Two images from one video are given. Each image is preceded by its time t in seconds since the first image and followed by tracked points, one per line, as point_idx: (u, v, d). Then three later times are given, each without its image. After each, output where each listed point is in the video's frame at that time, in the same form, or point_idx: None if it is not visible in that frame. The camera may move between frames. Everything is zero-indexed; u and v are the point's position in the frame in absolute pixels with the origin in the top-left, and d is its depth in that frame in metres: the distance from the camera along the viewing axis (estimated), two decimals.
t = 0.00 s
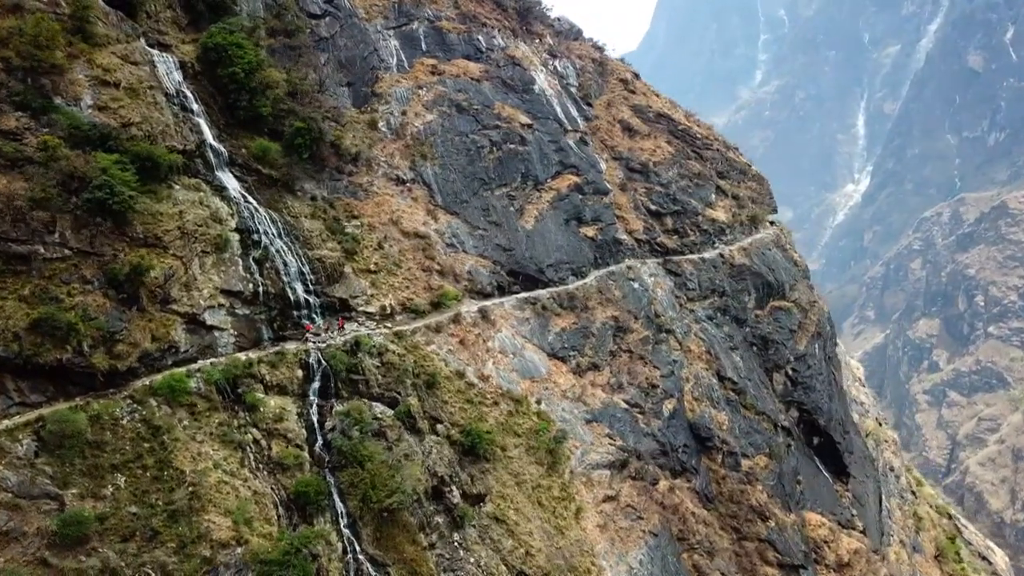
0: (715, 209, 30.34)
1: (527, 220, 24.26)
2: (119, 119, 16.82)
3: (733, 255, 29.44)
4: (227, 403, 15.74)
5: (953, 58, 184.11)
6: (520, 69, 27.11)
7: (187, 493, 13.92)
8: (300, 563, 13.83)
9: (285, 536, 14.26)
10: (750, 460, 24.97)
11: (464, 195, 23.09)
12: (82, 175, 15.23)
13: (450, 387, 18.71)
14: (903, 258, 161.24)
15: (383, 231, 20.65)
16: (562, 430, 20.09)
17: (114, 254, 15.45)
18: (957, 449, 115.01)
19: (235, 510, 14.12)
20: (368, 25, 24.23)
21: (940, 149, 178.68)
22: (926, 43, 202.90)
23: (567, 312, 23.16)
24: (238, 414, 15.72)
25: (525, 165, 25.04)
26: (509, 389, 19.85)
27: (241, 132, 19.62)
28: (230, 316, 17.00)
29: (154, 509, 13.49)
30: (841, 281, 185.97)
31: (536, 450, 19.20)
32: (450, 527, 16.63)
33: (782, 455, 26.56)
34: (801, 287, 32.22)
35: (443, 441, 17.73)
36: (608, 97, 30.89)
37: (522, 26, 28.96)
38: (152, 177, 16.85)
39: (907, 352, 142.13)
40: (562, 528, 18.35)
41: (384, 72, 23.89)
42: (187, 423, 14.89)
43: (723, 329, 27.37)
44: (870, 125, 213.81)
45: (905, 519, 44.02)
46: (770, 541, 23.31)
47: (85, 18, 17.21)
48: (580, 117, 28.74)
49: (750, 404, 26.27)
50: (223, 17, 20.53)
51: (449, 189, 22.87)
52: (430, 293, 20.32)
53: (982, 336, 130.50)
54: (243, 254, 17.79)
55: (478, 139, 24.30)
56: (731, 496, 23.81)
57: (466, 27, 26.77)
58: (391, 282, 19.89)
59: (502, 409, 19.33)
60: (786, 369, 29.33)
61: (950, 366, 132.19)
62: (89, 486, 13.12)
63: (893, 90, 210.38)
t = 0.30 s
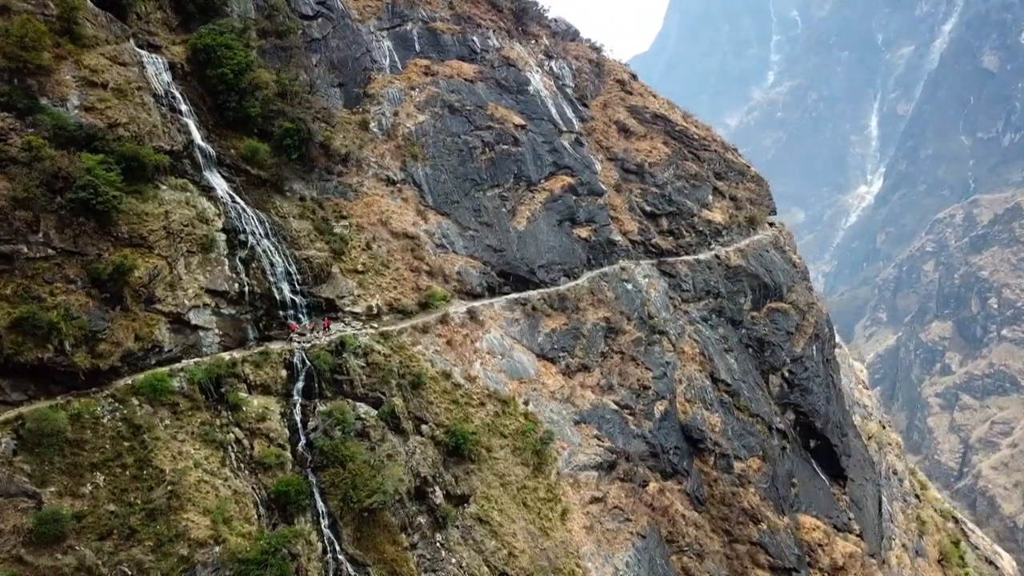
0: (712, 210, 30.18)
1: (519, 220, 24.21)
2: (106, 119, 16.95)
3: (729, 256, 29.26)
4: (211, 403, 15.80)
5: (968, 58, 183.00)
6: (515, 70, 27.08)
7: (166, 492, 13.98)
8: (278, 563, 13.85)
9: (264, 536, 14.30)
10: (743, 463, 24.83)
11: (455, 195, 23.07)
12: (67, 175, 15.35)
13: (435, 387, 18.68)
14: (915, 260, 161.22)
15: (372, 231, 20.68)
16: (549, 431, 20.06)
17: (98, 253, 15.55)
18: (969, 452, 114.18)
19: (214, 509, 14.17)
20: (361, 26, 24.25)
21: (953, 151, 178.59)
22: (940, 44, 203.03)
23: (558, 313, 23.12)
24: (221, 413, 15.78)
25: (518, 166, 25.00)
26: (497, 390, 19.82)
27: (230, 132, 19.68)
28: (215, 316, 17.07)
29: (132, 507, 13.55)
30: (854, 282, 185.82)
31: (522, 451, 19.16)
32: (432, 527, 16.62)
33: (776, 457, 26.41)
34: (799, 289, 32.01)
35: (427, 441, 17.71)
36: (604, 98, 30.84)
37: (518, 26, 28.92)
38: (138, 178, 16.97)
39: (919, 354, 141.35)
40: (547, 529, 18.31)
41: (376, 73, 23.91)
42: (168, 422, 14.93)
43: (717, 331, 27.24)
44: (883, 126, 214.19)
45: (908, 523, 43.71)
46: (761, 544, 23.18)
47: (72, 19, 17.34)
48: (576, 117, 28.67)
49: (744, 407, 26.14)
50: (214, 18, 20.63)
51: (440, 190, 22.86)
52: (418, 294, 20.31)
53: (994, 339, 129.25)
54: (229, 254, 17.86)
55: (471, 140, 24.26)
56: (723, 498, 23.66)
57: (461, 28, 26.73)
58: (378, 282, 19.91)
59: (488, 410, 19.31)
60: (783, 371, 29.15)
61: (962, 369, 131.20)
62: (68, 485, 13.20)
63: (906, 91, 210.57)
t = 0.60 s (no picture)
0: (701, 211, 30.05)
1: (505, 221, 24.16)
2: (84, 119, 16.97)
3: (718, 257, 29.12)
4: (186, 402, 15.78)
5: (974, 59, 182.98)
6: (503, 70, 27.02)
7: (137, 491, 13.98)
8: (248, 563, 13.84)
9: (235, 535, 14.31)
10: (729, 464, 24.75)
11: (439, 195, 23.03)
12: (43, 175, 15.41)
13: (414, 388, 18.65)
14: (921, 260, 160.86)
15: (354, 231, 20.66)
16: (530, 432, 20.01)
17: (73, 253, 15.59)
18: (974, 454, 113.73)
19: (186, 509, 14.16)
20: (347, 26, 24.23)
21: (959, 151, 178.02)
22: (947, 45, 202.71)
23: (542, 314, 23.07)
24: (196, 413, 15.78)
25: (505, 166, 24.95)
26: (477, 390, 19.76)
27: (211, 132, 19.68)
28: (193, 316, 17.08)
29: (102, 507, 13.57)
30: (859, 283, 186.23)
31: (502, 451, 19.13)
32: (408, 527, 16.60)
33: (763, 459, 26.34)
34: (791, 290, 31.89)
35: (404, 442, 17.70)
36: (594, 98, 30.79)
37: (507, 27, 28.88)
38: (116, 177, 17.00)
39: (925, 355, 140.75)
40: (525, 530, 18.27)
41: (362, 73, 23.88)
42: (142, 422, 14.90)
43: (705, 331, 27.16)
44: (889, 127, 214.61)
45: (903, 525, 43.58)
46: (746, 546, 23.09)
47: (52, 19, 17.37)
48: (565, 118, 28.63)
49: (731, 408, 26.05)
50: (196, 19, 20.64)
51: (424, 190, 22.84)
52: (399, 294, 20.28)
53: (999, 341, 128.53)
54: (208, 254, 17.86)
55: (456, 140, 24.19)
56: (708, 500, 23.60)
57: (449, 28, 26.66)
58: (359, 282, 19.91)
59: (468, 410, 19.25)
60: (772, 372, 29.05)
61: (967, 371, 130.66)
62: (37, 484, 13.23)
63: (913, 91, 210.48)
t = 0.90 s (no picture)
0: (686, 212, 29.98)
1: (485, 222, 24.09)
2: (54, 120, 16.88)
3: (702, 258, 29.06)
4: (154, 404, 15.70)
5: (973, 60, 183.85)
6: (485, 71, 26.97)
7: (101, 494, 13.91)
8: (212, 565, 13.80)
9: (200, 538, 14.23)
10: (709, 466, 24.71)
11: (418, 197, 22.95)
12: (11, 175, 15.29)
13: (387, 390, 18.56)
14: (921, 262, 161.42)
15: (330, 232, 20.61)
16: (505, 434, 19.91)
17: (41, 254, 15.50)
18: (973, 456, 113.84)
19: (150, 512, 14.10)
20: (326, 27, 24.12)
21: (959, 151, 178.48)
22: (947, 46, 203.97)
23: (521, 315, 22.97)
24: (164, 415, 15.69)
25: (485, 167, 24.87)
26: (452, 392, 19.65)
27: (186, 133, 19.65)
28: (164, 317, 16.99)
29: (64, 509, 13.49)
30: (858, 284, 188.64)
31: (476, 454, 19.05)
32: (377, 530, 16.47)
33: (745, 461, 26.28)
34: (776, 292, 31.82)
35: (376, 444, 17.63)
36: (579, 99, 30.76)
37: (491, 27, 28.82)
38: (86, 178, 16.95)
39: (924, 356, 141.04)
40: (497, 533, 18.21)
41: (342, 74, 23.82)
42: (108, 424, 14.84)
43: (688, 333, 27.09)
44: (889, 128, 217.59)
45: (893, 527, 43.57)
46: (726, 548, 23.04)
47: (23, 20, 17.32)
48: (548, 119, 28.57)
49: (713, 410, 26.00)
50: (172, 19, 20.59)
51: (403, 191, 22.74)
52: (374, 296, 20.20)
53: (999, 342, 128.50)
54: (180, 255, 17.80)
55: (436, 140, 24.09)
56: (688, 502, 23.52)
57: (431, 29, 26.59)
58: (334, 283, 19.83)
59: (441, 412, 19.15)
60: (756, 374, 28.97)
61: (967, 372, 130.75)
62: None
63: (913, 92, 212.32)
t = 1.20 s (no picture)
0: (670, 213, 29.92)
1: (464, 223, 23.97)
2: (23, 121, 16.81)
3: (685, 260, 28.98)
4: (122, 407, 15.60)
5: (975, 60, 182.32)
6: (467, 72, 26.89)
7: (64, 496, 13.83)
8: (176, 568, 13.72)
9: (164, 541, 14.14)
10: (690, 468, 24.62)
11: (396, 198, 22.83)
12: None
13: (360, 392, 18.50)
14: (921, 263, 161.83)
15: (305, 234, 20.54)
16: (480, 436, 19.83)
17: (7, 255, 15.35)
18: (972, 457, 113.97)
19: (114, 514, 14.03)
20: (306, 27, 24.03)
21: (960, 153, 178.65)
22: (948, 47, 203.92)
23: (499, 317, 22.85)
24: (131, 417, 15.60)
25: (465, 168, 24.77)
26: (427, 394, 19.56)
27: (160, 135, 19.59)
28: (133, 319, 16.88)
29: (25, 512, 13.35)
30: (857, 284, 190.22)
31: (449, 456, 18.97)
32: (346, 533, 16.39)
33: (726, 463, 26.20)
34: (762, 293, 31.72)
35: (348, 446, 17.58)
36: (563, 100, 30.70)
37: (474, 28, 28.74)
38: (56, 179, 16.88)
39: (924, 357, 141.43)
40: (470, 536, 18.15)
41: (320, 75, 23.74)
42: (74, 426, 14.74)
43: (670, 335, 27.04)
44: (889, 129, 218.95)
45: (883, 528, 43.50)
46: (706, 551, 22.97)
47: None
48: (531, 120, 28.49)
49: (694, 411, 25.91)
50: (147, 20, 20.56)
51: (380, 192, 22.62)
52: (348, 297, 20.11)
53: (998, 343, 128.45)
54: (151, 256, 17.70)
55: (415, 142, 24.02)
56: (667, 504, 23.44)
57: (412, 30, 26.51)
58: (308, 285, 19.76)
59: (415, 415, 19.07)
60: (740, 376, 28.88)
61: (966, 373, 130.80)
62: None
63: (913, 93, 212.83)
